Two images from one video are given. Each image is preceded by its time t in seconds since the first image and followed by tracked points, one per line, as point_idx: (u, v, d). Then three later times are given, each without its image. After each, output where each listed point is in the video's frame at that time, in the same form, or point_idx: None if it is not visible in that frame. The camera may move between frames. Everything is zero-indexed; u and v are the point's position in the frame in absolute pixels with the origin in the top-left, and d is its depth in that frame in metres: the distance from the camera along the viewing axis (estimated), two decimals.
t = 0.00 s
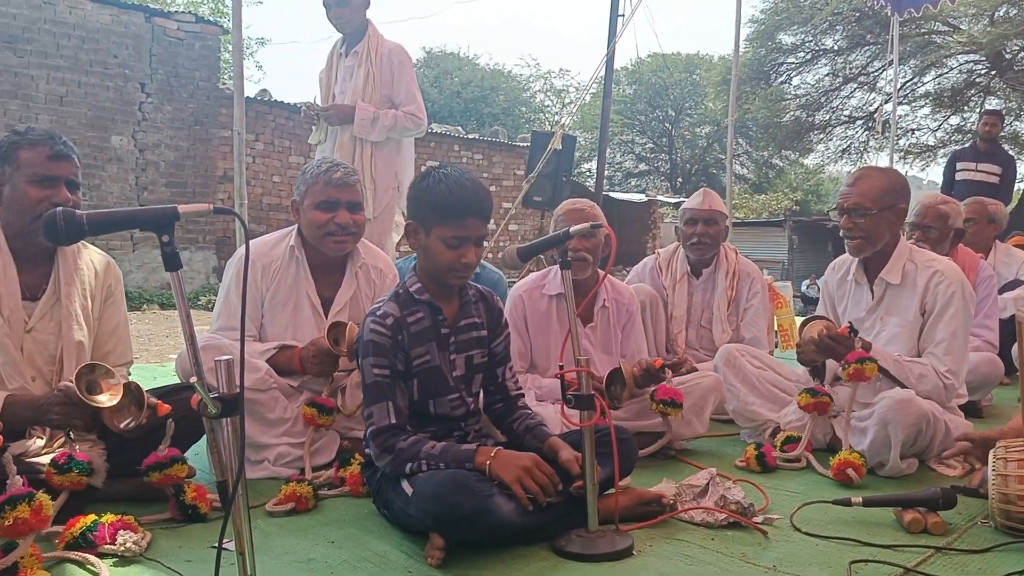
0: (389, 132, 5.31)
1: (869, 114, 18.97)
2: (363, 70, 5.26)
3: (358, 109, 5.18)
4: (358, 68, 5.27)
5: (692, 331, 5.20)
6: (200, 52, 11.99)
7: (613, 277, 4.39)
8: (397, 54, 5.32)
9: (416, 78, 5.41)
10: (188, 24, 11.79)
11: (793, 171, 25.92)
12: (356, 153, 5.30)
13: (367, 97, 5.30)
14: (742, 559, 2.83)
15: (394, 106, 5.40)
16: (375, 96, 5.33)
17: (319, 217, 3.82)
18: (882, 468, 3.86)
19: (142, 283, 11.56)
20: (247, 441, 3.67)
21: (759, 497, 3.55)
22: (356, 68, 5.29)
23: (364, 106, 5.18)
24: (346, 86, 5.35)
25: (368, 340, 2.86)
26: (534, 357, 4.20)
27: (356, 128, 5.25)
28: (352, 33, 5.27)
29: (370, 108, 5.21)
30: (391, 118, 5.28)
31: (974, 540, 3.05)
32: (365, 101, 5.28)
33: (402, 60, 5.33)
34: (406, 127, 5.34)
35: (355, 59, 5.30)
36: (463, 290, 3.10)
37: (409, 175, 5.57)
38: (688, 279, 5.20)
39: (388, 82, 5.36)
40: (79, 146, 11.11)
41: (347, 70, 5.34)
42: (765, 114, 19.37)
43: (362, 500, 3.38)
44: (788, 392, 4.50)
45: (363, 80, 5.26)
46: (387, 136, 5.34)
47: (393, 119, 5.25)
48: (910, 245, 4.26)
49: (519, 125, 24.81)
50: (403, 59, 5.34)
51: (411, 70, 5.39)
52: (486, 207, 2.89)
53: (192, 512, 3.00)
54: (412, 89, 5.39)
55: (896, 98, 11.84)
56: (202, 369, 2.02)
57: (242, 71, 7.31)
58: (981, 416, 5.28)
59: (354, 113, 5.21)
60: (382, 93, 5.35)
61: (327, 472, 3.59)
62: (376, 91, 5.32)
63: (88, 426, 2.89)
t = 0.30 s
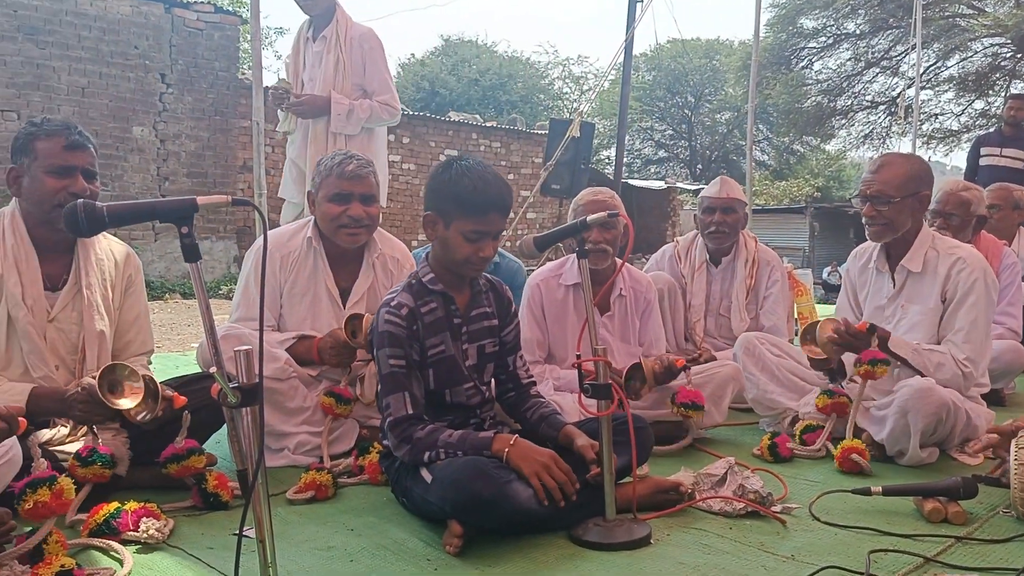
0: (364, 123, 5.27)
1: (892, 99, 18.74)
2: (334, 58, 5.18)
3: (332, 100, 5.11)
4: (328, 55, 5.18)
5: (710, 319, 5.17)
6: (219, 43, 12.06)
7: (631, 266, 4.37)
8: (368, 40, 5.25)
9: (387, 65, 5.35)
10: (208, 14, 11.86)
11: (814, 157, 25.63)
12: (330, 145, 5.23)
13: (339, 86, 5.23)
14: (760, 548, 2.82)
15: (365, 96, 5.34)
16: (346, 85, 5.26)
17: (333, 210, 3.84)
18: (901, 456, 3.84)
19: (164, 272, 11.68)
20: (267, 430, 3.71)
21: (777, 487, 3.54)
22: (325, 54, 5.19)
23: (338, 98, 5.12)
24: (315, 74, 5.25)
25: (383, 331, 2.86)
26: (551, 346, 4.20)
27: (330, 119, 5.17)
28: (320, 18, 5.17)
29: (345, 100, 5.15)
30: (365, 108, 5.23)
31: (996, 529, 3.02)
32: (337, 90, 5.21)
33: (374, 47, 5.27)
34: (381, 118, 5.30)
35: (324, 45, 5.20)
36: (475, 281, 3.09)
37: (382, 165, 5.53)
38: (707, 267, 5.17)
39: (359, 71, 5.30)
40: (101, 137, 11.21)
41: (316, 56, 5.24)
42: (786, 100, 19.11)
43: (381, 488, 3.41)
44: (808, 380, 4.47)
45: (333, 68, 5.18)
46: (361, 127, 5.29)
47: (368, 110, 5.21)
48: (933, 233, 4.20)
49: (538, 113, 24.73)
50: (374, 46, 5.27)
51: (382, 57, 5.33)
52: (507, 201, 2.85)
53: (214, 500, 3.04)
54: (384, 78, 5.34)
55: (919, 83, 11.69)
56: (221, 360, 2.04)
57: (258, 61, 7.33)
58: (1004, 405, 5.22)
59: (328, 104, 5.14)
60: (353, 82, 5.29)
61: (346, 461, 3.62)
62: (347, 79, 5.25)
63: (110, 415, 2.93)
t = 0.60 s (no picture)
0: (307, 105, 4.87)
1: (899, 83, 18.55)
2: (277, 33, 4.84)
3: (269, 78, 4.75)
4: (271, 29, 4.84)
5: (715, 308, 5.16)
6: (222, 30, 12.02)
7: (637, 254, 4.36)
8: (316, 15, 4.88)
9: (338, 44, 4.96)
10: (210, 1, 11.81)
11: (820, 143, 25.50)
12: (267, 128, 4.86)
13: (281, 63, 4.87)
14: (765, 536, 2.82)
15: (312, 76, 4.95)
16: (291, 62, 4.90)
17: (334, 197, 3.84)
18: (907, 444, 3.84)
19: (168, 261, 11.70)
20: (274, 419, 3.72)
21: (782, 474, 3.54)
22: (269, 28, 4.86)
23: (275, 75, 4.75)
24: (259, 50, 4.92)
25: (389, 318, 2.86)
26: (557, 335, 4.20)
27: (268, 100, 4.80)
28: None
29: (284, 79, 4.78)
30: (307, 89, 4.84)
31: (1002, 517, 3.02)
32: (279, 68, 4.85)
33: (321, 23, 4.89)
34: (325, 100, 4.89)
35: (270, 19, 4.88)
36: (481, 270, 3.09)
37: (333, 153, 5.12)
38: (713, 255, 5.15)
39: (306, 48, 4.92)
40: (105, 125, 11.20)
41: (262, 31, 4.92)
42: (793, 84, 19.02)
43: (386, 477, 3.42)
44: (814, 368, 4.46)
45: (276, 43, 4.84)
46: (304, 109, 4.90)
47: (309, 91, 4.82)
48: (939, 219, 4.18)
49: (542, 99, 24.62)
50: (322, 21, 4.90)
51: (332, 34, 4.94)
52: (517, 192, 2.84)
53: (221, 488, 3.05)
54: (333, 57, 4.95)
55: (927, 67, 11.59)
56: (227, 350, 2.04)
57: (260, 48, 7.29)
58: (1011, 392, 5.21)
59: (266, 84, 4.76)
60: (298, 60, 4.92)
61: (352, 449, 3.63)
62: (292, 56, 4.89)
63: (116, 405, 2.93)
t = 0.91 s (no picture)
0: (245, 77, 4.69)
1: (902, 67, 18.37)
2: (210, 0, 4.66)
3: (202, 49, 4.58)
4: None
5: (718, 294, 5.12)
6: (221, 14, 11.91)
7: (642, 241, 4.32)
8: None
9: (278, 11, 4.78)
10: None
11: (823, 127, 25.35)
12: (205, 103, 4.70)
13: (217, 34, 4.70)
14: (768, 524, 2.80)
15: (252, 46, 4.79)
16: (226, 33, 4.72)
17: (328, 175, 3.81)
18: (911, 431, 3.80)
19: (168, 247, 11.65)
20: (275, 406, 3.70)
21: (785, 461, 3.52)
22: None
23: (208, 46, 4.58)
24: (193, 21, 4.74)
25: (393, 302, 2.84)
26: (559, 321, 4.17)
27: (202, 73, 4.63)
28: None
29: (218, 51, 4.60)
30: (245, 60, 4.66)
31: (1007, 505, 3.00)
32: (214, 39, 4.68)
33: None
34: (265, 71, 4.70)
35: None
36: (486, 258, 3.07)
37: (278, 128, 4.95)
38: (715, 240, 5.11)
39: (244, 16, 4.77)
40: (103, 110, 11.11)
41: None
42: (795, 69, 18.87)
43: (387, 465, 3.40)
44: (817, 355, 4.43)
45: (208, 11, 4.66)
46: (242, 82, 4.72)
47: (246, 61, 4.64)
48: (945, 203, 4.14)
49: (544, 83, 24.48)
50: None
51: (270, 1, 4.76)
52: (527, 178, 2.81)
53: (221, 477, 3.03)
54: (272, 25, 4.76)
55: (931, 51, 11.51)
56: (224, 338, 2.01)
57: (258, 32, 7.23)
58: (1014, 378, 5.18)
59: (197, 55, 4.62)
60: (236, 29, 4.75)
61: (353, 437, 3.61)
62: (228, 26, 4.72)
63: (115, 394, 2.92)
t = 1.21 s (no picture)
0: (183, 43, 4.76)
1: (904, 52, 18.24)
2: None
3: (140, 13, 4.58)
4: None
5: (719, 279, 5.10)
6: None
7: (645, 226, 4.30)
8: None
9: None
10: None
11: (824, 113, 25.24)
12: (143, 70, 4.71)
13: None
14: (770, 510, 2.79)
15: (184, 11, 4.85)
16: None
17: (324, 158, 3.79)
18: (914, 418, 3.79)
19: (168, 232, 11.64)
20: (276, 392, 3.69)
21: (787, 448, 3.52)
22: None
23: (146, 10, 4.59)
24: None
25: (400, 284, 2.82)
26: (561, 307, 4.15)
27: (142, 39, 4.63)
28: None
29: (156, 16, 4.63)
30: (184, 24, 4.72)
31: (1010, 491, 2.99)
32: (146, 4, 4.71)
33: None
34: (205, 35, 4.82)
35: None
36: (494, 243, 3.06)
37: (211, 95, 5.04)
38: (716, 225, 5.09)
39: None
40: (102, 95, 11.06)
41: None
42: (797, 53, 18.93)
43: (389, 451, 3.40)
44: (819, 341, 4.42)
45: None
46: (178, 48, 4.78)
47: (186, 25, 4.72)
48: (949, 189, 4.12)
49: (545, 68, 24.39)
50: None
51: None
52: (538, 158, 2.81)
53: (222, 463, 3.03)
54: None
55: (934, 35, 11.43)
56: (225, 324, 1.98)
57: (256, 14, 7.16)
58: (1016, 364, 5.17)
59: (136, 21, 4.61)
60: None
61: (355, 424, 3.61)
62: None
63: (115, 380, 2.90)
